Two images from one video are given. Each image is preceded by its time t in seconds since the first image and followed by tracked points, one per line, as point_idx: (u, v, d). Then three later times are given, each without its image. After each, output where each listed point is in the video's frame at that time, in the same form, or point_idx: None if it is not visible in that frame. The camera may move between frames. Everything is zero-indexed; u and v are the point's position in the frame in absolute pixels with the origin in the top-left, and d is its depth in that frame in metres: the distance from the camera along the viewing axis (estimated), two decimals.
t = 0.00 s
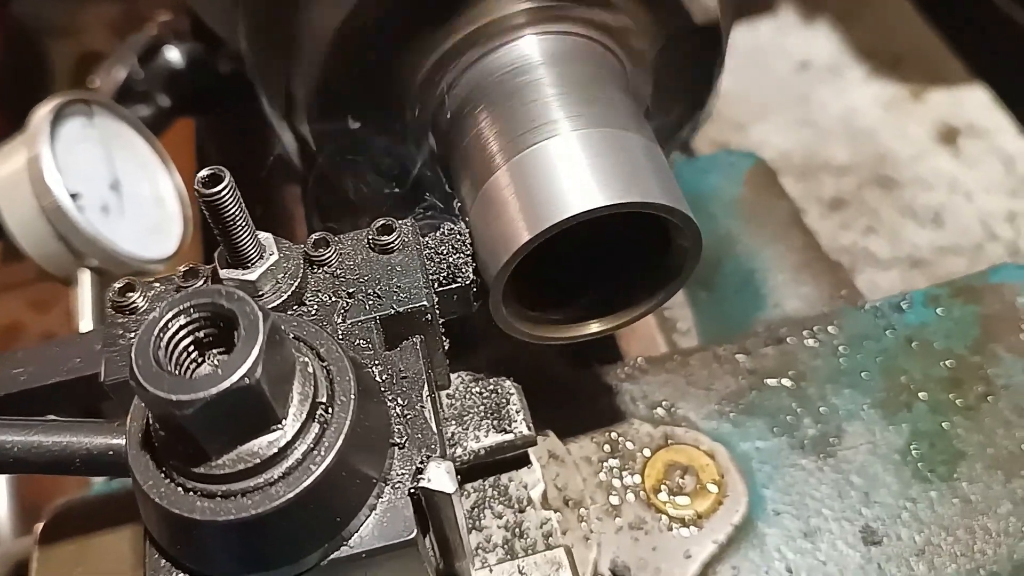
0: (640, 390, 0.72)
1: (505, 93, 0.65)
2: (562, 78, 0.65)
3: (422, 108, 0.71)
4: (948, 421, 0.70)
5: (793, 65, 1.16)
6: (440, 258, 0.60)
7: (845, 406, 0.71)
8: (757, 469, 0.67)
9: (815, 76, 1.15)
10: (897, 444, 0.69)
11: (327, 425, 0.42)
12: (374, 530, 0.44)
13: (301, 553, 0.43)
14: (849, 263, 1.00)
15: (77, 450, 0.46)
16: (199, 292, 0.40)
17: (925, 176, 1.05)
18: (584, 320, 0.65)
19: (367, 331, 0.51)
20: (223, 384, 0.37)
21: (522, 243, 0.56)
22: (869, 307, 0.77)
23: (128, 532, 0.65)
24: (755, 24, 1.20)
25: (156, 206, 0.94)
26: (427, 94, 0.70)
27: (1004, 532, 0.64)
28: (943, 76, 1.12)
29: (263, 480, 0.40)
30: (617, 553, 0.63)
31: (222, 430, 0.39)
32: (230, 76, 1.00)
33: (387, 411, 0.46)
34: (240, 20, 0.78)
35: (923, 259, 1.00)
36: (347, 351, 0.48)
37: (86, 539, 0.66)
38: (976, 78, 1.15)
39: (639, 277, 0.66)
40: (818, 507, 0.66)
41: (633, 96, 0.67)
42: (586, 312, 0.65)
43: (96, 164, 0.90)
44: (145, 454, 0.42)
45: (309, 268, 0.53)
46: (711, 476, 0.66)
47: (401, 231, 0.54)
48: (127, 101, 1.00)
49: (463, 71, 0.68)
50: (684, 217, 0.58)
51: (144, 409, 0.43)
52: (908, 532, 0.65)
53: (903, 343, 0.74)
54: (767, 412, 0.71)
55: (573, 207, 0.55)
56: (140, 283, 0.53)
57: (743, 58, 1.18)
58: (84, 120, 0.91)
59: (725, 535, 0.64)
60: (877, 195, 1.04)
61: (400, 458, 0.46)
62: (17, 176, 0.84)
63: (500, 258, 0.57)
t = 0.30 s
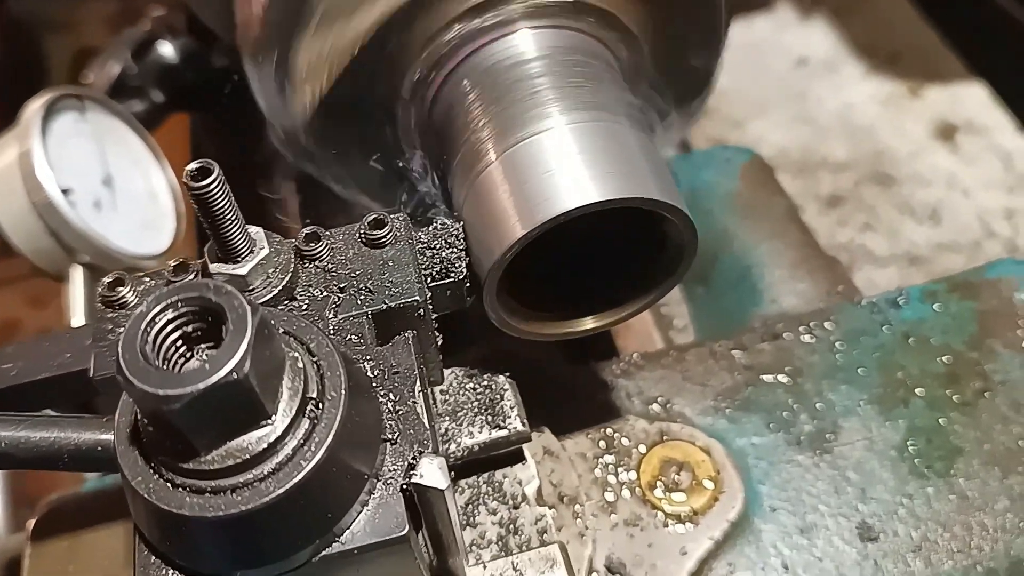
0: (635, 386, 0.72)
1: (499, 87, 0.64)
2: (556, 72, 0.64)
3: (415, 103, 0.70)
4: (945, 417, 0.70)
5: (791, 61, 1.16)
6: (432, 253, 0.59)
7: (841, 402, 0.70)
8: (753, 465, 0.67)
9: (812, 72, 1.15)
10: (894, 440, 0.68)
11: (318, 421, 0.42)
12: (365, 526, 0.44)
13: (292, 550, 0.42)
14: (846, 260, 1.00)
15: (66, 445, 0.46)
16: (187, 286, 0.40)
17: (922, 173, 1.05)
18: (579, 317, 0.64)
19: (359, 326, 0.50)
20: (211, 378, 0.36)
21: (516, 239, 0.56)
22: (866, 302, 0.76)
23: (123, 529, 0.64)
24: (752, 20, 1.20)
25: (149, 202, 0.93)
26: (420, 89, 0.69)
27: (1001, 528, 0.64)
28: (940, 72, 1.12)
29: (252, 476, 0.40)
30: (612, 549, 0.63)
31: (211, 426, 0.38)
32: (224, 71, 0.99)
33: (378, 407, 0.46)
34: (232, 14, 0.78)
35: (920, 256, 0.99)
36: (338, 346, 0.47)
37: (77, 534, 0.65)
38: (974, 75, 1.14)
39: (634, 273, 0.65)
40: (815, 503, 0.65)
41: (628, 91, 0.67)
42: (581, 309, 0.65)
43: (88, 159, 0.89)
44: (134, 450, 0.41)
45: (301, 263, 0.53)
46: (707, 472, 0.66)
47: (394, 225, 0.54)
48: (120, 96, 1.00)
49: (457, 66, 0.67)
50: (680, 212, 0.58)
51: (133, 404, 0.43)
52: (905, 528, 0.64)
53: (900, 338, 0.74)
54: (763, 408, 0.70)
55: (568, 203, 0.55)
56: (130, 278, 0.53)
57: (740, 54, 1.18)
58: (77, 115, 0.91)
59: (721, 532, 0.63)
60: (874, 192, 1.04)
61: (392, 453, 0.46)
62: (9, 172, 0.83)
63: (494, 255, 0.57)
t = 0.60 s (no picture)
0: (638, 380, 0.72)
1: (504, 82, 0.64)
2: (561, 66, 0.64)
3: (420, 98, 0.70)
4: (947, 411, 0.70)
5: (791, 58, 1.16)
6: (437, 246, 0.59)
7: (843, 397, 0.71)
8: (756, 459, 0.67)
9: (812, 69, 1.15)
10: (895, 435, 0.69)
11: (325, 412, 0.42)
12: (372, 518, 0.44)
13: (299, 541, 0.42)
14: (847, 256, 1.00)
15: (73, 437, 0.46)
16: (196, 277, 0.40)
17: (922, 170, 1.05)
18: (583, 312, 0.64)
19: (364, 319, 0.50)
20: (220, 369, 0.37)
21: (521, 234, 0.56)
22: (867, 297, 0.77)
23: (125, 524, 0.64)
24: (752, 17, 1.20)
25: (151, 197, 0.93)
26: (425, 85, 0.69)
27: (1002, 522, 0.64)
28: (940, 69, 1.12)
29: (260, 467, 0.40)
30: (615, 543, 0.63)
31: (219, 417, 0.38)
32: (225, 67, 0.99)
33: (385, 399, 0.46)
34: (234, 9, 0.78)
35: (920, 253, 1.00)
36: (345, 338, 0.48)
37: (79, 526, 0.65)
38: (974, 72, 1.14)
39: (637, 269, 0.65)
40: (817, 497, 0.66)
41: (632, 85, 0.67)
42: (584, 304, 0.65)
43: (90, 154, 0.89)
44: (141, 442, 0.42)
45: (306, 255, 0.53)
46: (710, 467, 0.66)
47: (399, 218, 0.54)
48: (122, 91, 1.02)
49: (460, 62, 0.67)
50: (685, 207, 0.58)
51: (140, 396, 0.43)
52: (907, 522, 0.64)
53: (902, 333, 0.74)
54: (765, 402, 0.70)
55: (573, 198, 0.55)
56: (135, 271, 0.53)
57: (741, 50, 1.18)
58: (79, 110, 0.91)
59: (723, 525, 0.63)
60: (874, 189, 1.04)
61: (398, 446, 0.46)
62: (11, 166, 0.83)
63: (499, 249, 0.57)
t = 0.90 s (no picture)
0: (638, 376, 0.71)
1: (506, 77, 0.64)
2: (564, 63, 0.63)
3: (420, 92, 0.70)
4: (948, 408, 0.70)
5: (791, 55, 1.15)
6: (439, 241, 0.58)
7: (844, 394, 0.70)
8: (757, 456, 0.67)
9: (812, 67, 1.14)
10: (897, 432, 0.68)
11: (326, 408, 0.41)
12: (372, 514, 0.43)
13: (300, 538, 0.42)
14: (847, 254, 1.00)
15: (70, 432, 0.46)
16: (195, 271, 0.39)
17: (923, 167, 1.04)
18: (586, 309, 0.64)
19: (365, 314, 0.50)
20: (220, 363, 0.36)
21: (524, 231, 0.55)
22: (869, 294, 0.76)
23: (124, 520, 0.64)
24: (752, 15, 1.20)
25: (150, 193, 0.93)
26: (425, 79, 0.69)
27: (1004, 519, 0.64)
28: (941, 66, 1.11)
29: (260, 462, 0.40)
30: (616, 540, 0.63)
31: (219, 411, 0.38)
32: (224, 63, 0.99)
33: (385, 395, 0.46)
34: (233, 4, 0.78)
35: (920, 251, 0.99)
36: (346, 333, 0.47)
37: (76, 523, 0.65)
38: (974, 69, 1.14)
39: (644, 266, 0.65)
40: (818, 494, 0.65)
41: (635, 80, 0.66)
42: (587, 301, 0.65)
43: (89, 149, 0.89)
44: (140, 437, 0.41)
45: (307, 250, 0.53)
46: (711, 463, 0.66)
47: (400, 213, 0.54)
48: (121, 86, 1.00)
49: (462, 56, 0.67)
50: (689, 204, 0.57)
51: (139, 391, 0.42)
52: (909, 519, 0.64)
53: (903, 330, 0.74)
54: (766, 399, 0.70)
55: (576, 193, 0.55)
56: (134, 266, 0.53)
57: (741, 48, 1.18)
58: (77, 105, 0.90)
59: (724, 522, 0.63)
60: (875, 186, 1.04)
61: (399, 441, 0.46)
62: (8, 162, 0.83)
63: (502, 245, 0.56)
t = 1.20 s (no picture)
0: (637, 372, 0.71)
1: (504, 72, 0.64)
2: (563, 58, 0.63)
3: (419, 88, 0.70)
4: (947, 405, 0.70)
5: (791, 53, 1.15)
6: (436, 235, 0.60)
7: (843, 390, 0.70)
8: (755, 452, 0.67)
9: (811, 65, 1.14)
10: (895, 428, 0.68)
11: (323, 402, 0.41)
12: (369, 508, 0.43)
13: (297, 533, 0.42)
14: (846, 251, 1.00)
15: (66, 426, 0.46)
16: (192, 264, 0.39)
17: (922, 166, 1.04)
18: (585, 306, 0.64)
19: (363, 308, 0.50)
20: (216, 357, 0.36)
21: (522, 226, 0.55)
22: (868, 291, 0.76)
23: (121, 515, 0.64)
24: (752, 14, 1.19)
25: (148, 190, 0.93)
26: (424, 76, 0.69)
27: (1002, 516, 0.64)
28: (941, 64, 1.11)
29: (257, 457, 0.40)
30: (614, 536, 0.63)
31: (215, 405, 0.38)
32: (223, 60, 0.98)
33: (383, 389, 0.46)
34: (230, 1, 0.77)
35: (919, 250, 0.99)
36: (343, 327, 0.47)
37: (72, 520, 0.65)
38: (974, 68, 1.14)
39: (642, 262, 0.65)
40: (817, 491, 0.65)
41: (634, 75, 0.66)
42: (585, 297, 0.64)
43: (86, 145, 0.89)
44: (137, 431, 0.41)
45: (304, 245, 0.53)
46: (709, 460, 0.66)
47: (397, 207, 0.54)
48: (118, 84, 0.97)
49: (460, 52, 0.67)
50: (689, 199, 0.57)
51: (135, 385, 0.42)
52: (907, 515, 0.64)
53: (902, 326, 0.74)
54: (765, 395, 0.70)
55: (575, 189, 0.54)
56: (131, 260, 0.53)
57: (740, 47, 1.17)
58: (74, 101, 0.90)
59: (722, 518, 0.63)
60: (874, 185, 1.04)
61: (396, 436, 0.45)
62: (6, 157, 0.83)
63: (501, 240, 0.56)
